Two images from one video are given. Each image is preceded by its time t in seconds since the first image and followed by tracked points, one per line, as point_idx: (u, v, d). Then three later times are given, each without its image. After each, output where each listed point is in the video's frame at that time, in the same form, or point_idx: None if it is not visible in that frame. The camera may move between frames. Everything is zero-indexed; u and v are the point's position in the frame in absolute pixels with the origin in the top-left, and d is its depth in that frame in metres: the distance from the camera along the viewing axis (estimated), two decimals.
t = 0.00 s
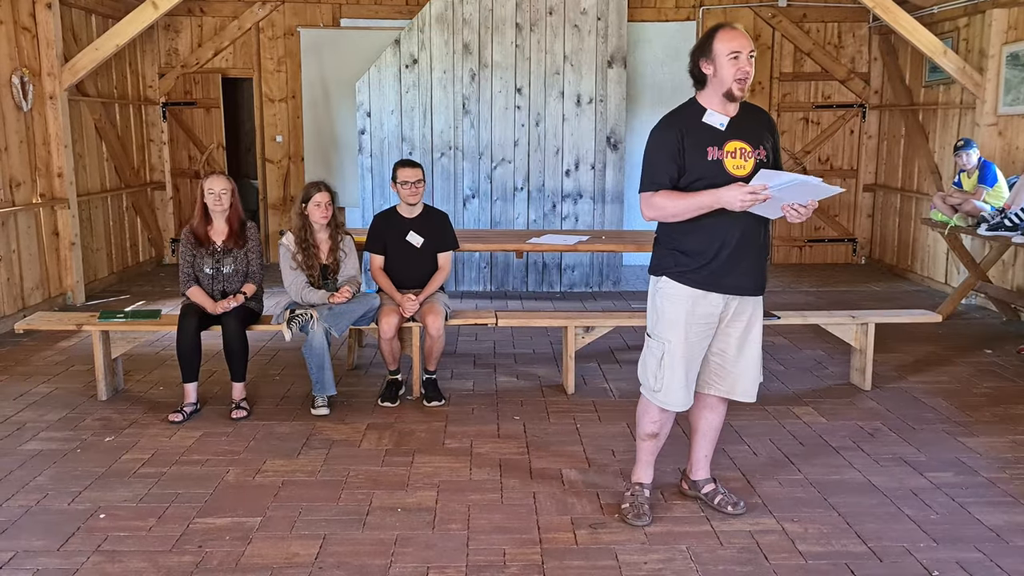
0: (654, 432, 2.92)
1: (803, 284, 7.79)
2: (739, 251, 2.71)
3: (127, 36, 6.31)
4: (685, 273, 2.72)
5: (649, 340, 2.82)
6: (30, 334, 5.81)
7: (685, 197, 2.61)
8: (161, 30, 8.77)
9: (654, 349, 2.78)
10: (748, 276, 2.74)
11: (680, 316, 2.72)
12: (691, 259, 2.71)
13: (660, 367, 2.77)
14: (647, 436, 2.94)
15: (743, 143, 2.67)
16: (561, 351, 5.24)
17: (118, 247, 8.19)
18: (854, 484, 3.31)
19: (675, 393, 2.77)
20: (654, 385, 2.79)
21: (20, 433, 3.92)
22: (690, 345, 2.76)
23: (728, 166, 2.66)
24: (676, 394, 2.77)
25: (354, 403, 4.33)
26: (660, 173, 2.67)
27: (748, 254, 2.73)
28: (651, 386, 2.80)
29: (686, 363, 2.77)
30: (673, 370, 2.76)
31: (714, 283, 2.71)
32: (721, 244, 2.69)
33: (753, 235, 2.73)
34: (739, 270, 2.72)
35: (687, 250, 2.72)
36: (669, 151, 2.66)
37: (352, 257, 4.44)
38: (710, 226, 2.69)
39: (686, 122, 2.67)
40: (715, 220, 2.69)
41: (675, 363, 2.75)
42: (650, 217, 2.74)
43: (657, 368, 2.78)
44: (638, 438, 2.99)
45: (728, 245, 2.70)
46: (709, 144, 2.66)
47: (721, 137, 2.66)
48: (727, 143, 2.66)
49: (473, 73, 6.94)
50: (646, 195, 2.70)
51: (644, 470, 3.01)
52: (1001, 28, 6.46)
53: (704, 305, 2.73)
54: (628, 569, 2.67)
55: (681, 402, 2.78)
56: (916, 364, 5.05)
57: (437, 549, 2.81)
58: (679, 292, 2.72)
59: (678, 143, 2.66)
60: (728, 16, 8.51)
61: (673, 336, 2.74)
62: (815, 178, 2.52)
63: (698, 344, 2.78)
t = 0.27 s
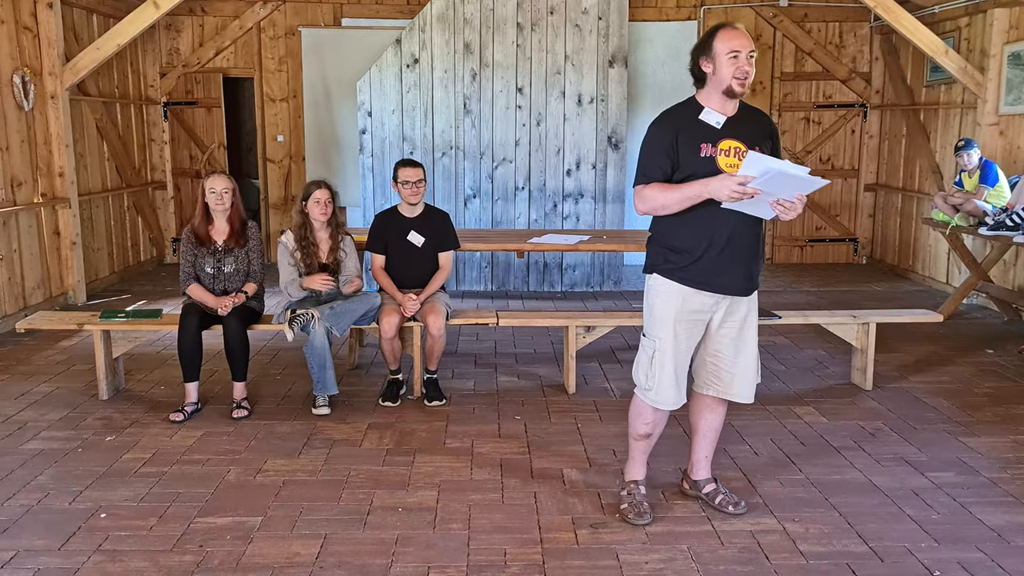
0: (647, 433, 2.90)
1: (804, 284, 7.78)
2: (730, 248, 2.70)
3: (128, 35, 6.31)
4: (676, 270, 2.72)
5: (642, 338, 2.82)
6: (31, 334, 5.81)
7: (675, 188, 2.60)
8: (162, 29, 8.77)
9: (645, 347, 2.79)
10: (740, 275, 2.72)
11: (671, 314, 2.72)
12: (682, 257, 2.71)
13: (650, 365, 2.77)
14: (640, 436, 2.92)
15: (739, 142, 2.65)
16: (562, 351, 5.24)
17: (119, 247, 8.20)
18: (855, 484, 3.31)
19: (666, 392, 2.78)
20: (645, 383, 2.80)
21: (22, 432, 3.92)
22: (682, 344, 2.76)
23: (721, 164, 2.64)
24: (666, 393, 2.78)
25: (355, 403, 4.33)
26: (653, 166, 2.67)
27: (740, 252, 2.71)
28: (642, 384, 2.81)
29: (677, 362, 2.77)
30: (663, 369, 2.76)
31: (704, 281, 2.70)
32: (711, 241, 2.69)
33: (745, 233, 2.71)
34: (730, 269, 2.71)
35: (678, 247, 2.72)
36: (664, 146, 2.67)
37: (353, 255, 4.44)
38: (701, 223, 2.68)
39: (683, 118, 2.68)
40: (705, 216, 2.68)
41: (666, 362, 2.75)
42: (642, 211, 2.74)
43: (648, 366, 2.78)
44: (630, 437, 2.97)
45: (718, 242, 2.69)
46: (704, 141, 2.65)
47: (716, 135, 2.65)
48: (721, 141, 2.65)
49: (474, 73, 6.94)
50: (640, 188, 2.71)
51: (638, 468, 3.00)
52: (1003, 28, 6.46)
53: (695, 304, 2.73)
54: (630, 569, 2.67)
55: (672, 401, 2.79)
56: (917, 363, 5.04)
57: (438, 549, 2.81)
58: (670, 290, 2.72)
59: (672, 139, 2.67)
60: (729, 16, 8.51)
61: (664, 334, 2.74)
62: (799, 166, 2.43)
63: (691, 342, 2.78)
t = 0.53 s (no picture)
0: (627, 438, 2.85)
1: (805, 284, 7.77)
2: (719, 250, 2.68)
3: (129, 35, 6.32)
4: (666, 274, 2.69)
5: (628, 344, 2.78)
6: (32, 333, 5.82)
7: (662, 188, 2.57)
8: (163, 29, 8.77)
9: (633, 351, 2.75)
10: (728, 277, 2.70)
11: (661, 318, 2.69)
12: (670, 260, 2.69)
13: (638, 370, 2.73)
14: (618, 441, 2.86)
15: (722, 142, 2.65)
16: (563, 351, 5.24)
17: (120, 247, 8.20)
18: (856, 484, 3.31)
19: (653, 397, 2.72)
20: (631, 389, 2.75)
21: (23, 432, 3.92)
22: (671, 348, 2.73)
23: (706, 164, 2.63)
24: (654, 398, 2.73)
25: (356, 403, 4.33)
26: (639, 169, 2.65)
27: (729, 254, 2.70)
28: (628, 390, 2.76)
29: (667, 366, 2.73)
30: (652, 373, 2.71)
31: (695, 283, 2.68)
32: (700, 243, 2.67)
33: (734, 234, 2.69)
34: (720, 271, 2.69)
35: (667, 250, 2.69)
36: (648, 147, 2.65)
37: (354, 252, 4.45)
38: (689, 225, 2.66)
39: (666, 119, 2.67)
40: (693, 217, 2.66)
41: (655, 366, 2.71)
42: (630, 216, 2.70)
43: (635, 371, 2.73)
44: (604, 442, 2.91)
45: (707, 245, 2.67)
46: (687, 141, 2.64)
47: (699, 136, 2.64)
48: (705, 142, 2.64)
49: (475, 72, 6.94)
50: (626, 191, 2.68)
51: (609, 476, 2.95)
52: (1004, 27, 6.45)
53: (686, 307, 2.71)
54: (630, 569, 2.67)
55: (661, 406, 2.73)
56: (918, 363, 5.04)
57: (439, 549, 2.81)
58: (660, 293, 2.70)
59: (656, 140, 2.66)
60: (730, 17, 8.57)
61: (653, 337, 2.70)
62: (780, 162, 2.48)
63: (679, 346, 2.75)
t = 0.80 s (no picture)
0: (614, 447, 2.86)
1: (806, 284, 7.77)
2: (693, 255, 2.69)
3: (130, 36, 6.32)
4: (642, 284, 2.68)
5: (605, 353, 2.77)
6: (34, 334, 5.82)
7: (636, 197, 2.55)
8: (165, 30, 8.78)
9: (613, 363, 2.73)
10: (702, 281, 2.71)
11: (638, 329, 2.68)
12: (646, 269, 2.68)
13: (620, 382, 2.72)
14: (606, 451, 2.87)
15: (688, 146, 2.66)
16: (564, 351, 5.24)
17: (122, 247, 8.21)
18: (858, 484, 3.31)
19: (637, 408, 2.72)
20: (615, 401, 2.74)
21: (24, 432, 3.93)
22: (650, 357, 2.73)
23: (676, 170, 2.64)
24: (638, 409, 2.72)
25: (357, 403, 4.32)
26: (609, 180, 2.63)
27: (701, 260, 2.71)
28: (612, 402, 2.75)
29: (647, 376, 2.73)
30: (632, 382, 2.71)
31: (671, 291, 2.68)
32: (673, 251, 2.66)
33: (705, 238, 2.70)
34: (694, 276, 2.70)
35: (641, 259, 2.68)
36: (615, 154, 2.63)
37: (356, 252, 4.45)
38: (662, 233, 2.65)
39: (631, 125, 2.66)
40: (666, 224, 2.65)
41: (636, 377, 2.71)
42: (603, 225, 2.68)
43: (617, 384, 2.73)
44: (591, 451, 2.91)
45: (680, 251, 2.67)
46: (654, 148, 2.64)
47: (666, 140, 2.65)
48: (672, 146, 2.65)
49: (477, 73, 6.94)
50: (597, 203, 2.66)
51: (603, 483, 2.94)
52: (1006, 28, 6.45)
53: (662, 315, 2.70)
54: (631, 569, 2.67)
55: (644, 417, 2.73)
56: (920, 363, 5.04)
57: (440, 549, 2.81)
58: (636, 303, 2.68)
59: (623, 145, 2.64)
60: (731, 16, 8.55)
61: (632, 349, 2.70)
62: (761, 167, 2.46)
63: (658, 354, 2.75)
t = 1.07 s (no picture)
0: (608, 447, 2.85)
1: (808, 284, 7.76)
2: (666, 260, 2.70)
3: (132, 36, 6.33)
4: (617, 286, 2.69)
5: (583, 354, 2.78)
6: (36, 333, 5.83)
7: (609, 205, 2.57)
8: (166, 29, 8.78)
9: (588, 364, 2.75)
10: (675, 283, 2.73)
11: (615, 332, 2.69)
12: (621, 272, 2.68)
13: (596, 384, 2.74)
14: (600, 451, 2.86)
15: (662, 144, 2.68)
16: (565, 351, 5.23)
17: (123, 247, 8.21)
18: (859, 484, 3.31)
19: (612, 410, 2.75)
20: (592, 402, 2.77)
21: (25, 431, 3.93)
22: (626, 359, 2.74)
23: (650, 170, 2.65)
24: (612, 411, 2.76)
25: (358, 403, 4.32)
26: (580, 181, 2.62)
27: (674, 262, 2.72)
28: (588, 403, 2.77)
29: (623, 378, 2.75)
30: (609, 385, 2.73)
31: (647, 294, 2.69)
32: (648, 254, 2.67)
33: (679, 240, 2.71)
34: (668, 279, 2.71)
35: (617, 262, 2.68)
36: (588, 154, 2.63)
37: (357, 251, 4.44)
38: (636, 236, 2.66)
39: (604, 123, 2.65)
40: (641, 227, 2.66)
41: (612, 379, 2.72)
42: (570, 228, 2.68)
43: (593, 386, 2.75)
44: (587, 453, 2.90)
45: (656, 254, 2.67)
46: (629, 148, 2.64)
47: (639, 139, 2.65)
48: (646, 146, 2.66)
49: (478, 72, 6.93)
50: (567, 205, 2.65)
51: (602, 484, 2.94)
52: (1007, 27, 6.45)
53: (639, 317, 2.71)
54: (632, 569, 2.67)
55: (618, 418, 2.77)
56: (921, 363, 5.03)
57: (441, 549, 2.80)
58: (614, 307, 2.69)
59: (596, 146, 2.63)
60: (733, 16, 8.54)
61: (609, 351, 2.70)
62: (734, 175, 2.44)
63: (634, 356, 2.76)
